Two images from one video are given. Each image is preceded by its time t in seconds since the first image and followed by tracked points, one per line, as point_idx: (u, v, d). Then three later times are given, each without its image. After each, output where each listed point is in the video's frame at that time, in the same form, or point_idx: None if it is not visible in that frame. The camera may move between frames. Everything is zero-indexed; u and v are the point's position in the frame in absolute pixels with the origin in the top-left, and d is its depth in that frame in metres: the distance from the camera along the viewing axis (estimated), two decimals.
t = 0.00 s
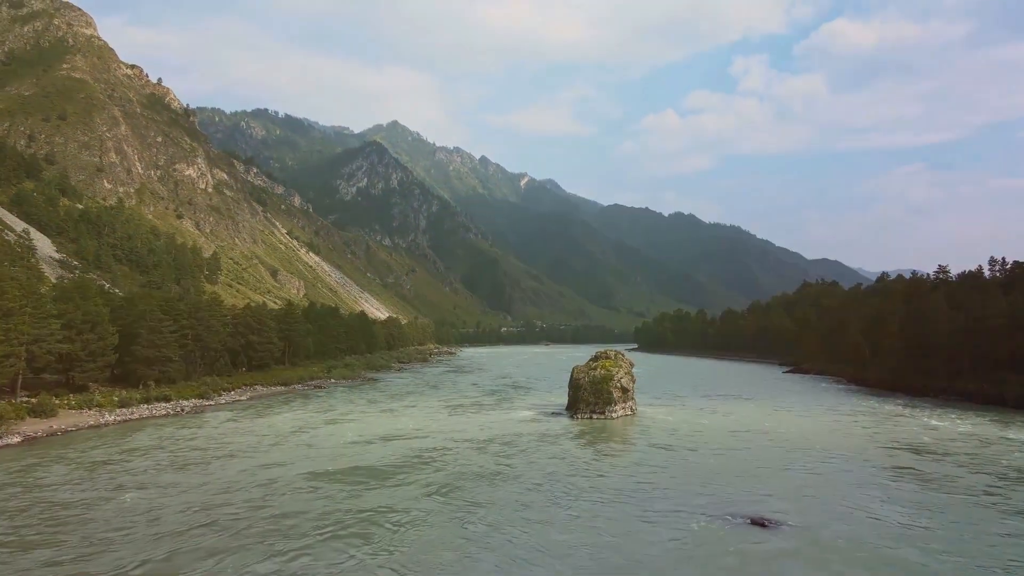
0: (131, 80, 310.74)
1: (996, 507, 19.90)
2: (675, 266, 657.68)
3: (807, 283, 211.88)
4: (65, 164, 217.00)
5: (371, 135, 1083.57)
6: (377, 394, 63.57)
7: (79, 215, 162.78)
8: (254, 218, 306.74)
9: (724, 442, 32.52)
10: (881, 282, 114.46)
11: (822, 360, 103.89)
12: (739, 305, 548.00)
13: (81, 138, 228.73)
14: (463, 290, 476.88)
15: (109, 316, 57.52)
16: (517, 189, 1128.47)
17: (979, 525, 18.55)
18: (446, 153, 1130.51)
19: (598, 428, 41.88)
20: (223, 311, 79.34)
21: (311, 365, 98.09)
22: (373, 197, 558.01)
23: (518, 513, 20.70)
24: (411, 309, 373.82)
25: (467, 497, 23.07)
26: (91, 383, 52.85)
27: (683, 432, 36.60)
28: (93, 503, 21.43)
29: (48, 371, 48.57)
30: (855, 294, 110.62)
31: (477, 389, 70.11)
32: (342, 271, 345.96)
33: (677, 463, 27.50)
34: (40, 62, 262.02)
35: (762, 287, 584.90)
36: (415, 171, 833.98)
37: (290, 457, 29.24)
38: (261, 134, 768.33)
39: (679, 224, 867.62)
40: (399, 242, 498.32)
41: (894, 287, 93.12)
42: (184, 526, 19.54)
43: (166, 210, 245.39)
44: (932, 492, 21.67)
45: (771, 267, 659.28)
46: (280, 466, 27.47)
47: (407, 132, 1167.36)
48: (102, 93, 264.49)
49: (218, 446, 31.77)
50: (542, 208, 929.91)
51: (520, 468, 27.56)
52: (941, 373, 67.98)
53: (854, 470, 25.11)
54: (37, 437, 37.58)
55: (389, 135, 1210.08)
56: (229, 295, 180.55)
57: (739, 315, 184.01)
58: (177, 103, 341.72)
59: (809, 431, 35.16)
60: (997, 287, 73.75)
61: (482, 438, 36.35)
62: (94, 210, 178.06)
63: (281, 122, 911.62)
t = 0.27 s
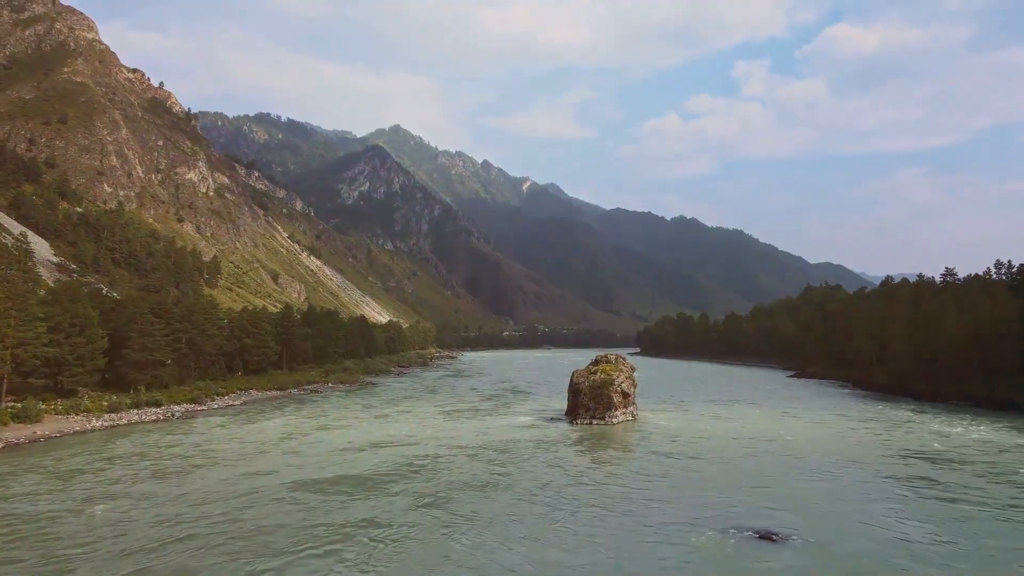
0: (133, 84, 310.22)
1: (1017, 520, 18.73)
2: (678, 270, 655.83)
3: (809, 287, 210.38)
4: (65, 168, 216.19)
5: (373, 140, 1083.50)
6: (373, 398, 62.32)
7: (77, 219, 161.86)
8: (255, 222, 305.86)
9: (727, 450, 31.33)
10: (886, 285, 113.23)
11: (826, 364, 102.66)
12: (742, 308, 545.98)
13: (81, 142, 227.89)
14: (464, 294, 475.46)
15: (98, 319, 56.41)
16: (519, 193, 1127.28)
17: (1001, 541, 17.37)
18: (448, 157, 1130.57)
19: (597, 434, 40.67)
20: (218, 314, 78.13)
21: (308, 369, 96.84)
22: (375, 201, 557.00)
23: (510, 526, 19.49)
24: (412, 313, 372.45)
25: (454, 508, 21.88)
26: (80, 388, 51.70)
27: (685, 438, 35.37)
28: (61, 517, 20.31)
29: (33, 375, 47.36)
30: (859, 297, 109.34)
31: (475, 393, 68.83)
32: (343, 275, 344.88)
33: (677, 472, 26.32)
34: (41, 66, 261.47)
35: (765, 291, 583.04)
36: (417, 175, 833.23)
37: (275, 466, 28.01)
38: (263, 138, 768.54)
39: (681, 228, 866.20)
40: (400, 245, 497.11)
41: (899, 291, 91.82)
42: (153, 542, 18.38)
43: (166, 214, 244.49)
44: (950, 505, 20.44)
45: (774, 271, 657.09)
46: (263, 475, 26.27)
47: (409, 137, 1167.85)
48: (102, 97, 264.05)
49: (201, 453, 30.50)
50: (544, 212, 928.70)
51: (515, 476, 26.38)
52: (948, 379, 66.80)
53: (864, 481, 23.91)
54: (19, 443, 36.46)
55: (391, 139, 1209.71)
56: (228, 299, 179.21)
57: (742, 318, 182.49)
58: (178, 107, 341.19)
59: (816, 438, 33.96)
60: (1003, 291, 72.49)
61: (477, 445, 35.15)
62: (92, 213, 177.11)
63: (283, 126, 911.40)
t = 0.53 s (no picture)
0: (134, 88, 309.91)
1: None
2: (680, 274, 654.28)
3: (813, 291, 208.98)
4: (66, 172, 215.50)
5: (376, 144, 1083.80)
6: (369, 403, 61.09)
7: (76, 223, 160.99)
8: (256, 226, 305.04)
9: (731, 459, 30.11)
10: (892, 289, 111.74)
11: (831, 369, 101.29)
12: (745, 313, 543.96)
13: (82, 146, 227.17)
14: (467, 298, 474.33)
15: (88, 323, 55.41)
16: (522, 196, 1125.88)
17: None
18: (450, 162, 1130.56)
19: (598, 440, 39.50)
20: (214, 317, 77.01)
21: (307, 373, 95.72)
22: (377, 206, 556.50)
23: (502, 540, 18.33)
24: (414, 317, 371.41)
25: (442, 520, 20.70)
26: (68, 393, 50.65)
27: (688, 446, 34.15)
28: (24, 530, 19.16)
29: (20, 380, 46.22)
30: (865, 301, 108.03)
31: (474, 398, 67.58)
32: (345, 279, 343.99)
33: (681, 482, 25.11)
34: (43, 70, 261.11)
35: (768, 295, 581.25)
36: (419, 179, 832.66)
37: (259, 475, 26.83)
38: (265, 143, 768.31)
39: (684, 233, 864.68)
40: (402, 250, 496.22)
41: (905, 294, 90.48)
42: (119, 558, 17.22)
43: (167, 217, 243.68)
44: (970, 519, 19.21)
45: (777, 275, 655.06)
46: (245, 485, 25.09)
47: (411, 141, 1168.60)
48: (104, 101, 263.86)
49: (185, 461, 29.35)
50: (546, 216, 928.15)
51: (509, 486, 25.22)
52: (956, 384, 65.49)
53: (875, 491, 22.70)
54: None
55: (393, 144, 1210.31)
56: (228, 303, 178.24)
57: (745, 322, 181.15)
58: (179, 111, 340.84)
59: (824, 445, 32.75)
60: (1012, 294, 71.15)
61: (472, 452, 33.95)
62: (92, 217, 176.42)
63: (285, 130, 911.61)
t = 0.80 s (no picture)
0: (136, 92, 309.40)
1: None
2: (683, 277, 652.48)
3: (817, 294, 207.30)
4: (66, 175, 214.65)
5: (378, 148, 1083.93)
6: (365, 408, 59.77)
7: (75, 226, 160.11)
8: (257, 229, 304.15)
9: (738, 466, 28.77)
10: (899, 292, 110.20)
11: (836, 372, 99.81)
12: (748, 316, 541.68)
13: (82, 149, 226.30)
14: (469, 302, 473.05)
15: (77, 327, 54.23)
16: (524, 200, 1124.56)
17: None
18: (452, 165, 1130.27)
19: (598, 446, 38.18)
20: (209, 320, 75.77)
21: (304, 377, 94.49)
22: (379, 210, 555.40)
23: (489, 558, 17.02)
24: (415, 321, 370.26)
25: (429, 534, 19.39)
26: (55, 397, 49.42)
27: (692, 452, 32.78)
28: None
29: (4, 384, 45.01)
30: (870, 304, 106.65)
31: (472, 402, 66.17)
32: (347, 283, 342.97)
33: (684, 493, 23.72)
34: (44, 73, 260.57)
35: (771, 298, 579.38)
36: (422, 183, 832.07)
37: (240, 483, 25.52)
38: (267, 146, 768.41)
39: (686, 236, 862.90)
40: (404, 253, 495.26)
41: (912, 296, 89.02)
42: None
43: (167, 221, 242.77)
44: (995, 537, 17.82)
45: (779, 278, 652.61)
46: (224, 494, 23.86)
47: (413, 145, 1168.77)
48: (105, 104, 263.26)
49: (164, 468, 28.00)
50: (549, 220, 927.48)
51: (501, 496, 23.89)
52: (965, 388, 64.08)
53: (891, 504, 21.33)
54: None
55: (395, 147, 1209.41)
56: (227, 306, 177.18)
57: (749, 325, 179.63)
58: (180, 114, 340.31)
59: (834, 452, 31.34)
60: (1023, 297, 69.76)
61: (467, 458, 32.58)
62: (91, 220, 175.47)
63: (288, 134, 911.79)
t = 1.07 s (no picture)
0: (137, 93, 308.74)
1: None
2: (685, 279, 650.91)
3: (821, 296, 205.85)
4: (66, 177, 213.76)
5: (380, 150, 1083.15)
6: (361, 410, 58.64)
7: (73, 227, 159.20)
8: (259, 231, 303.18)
9: (743, 472, 27.60)
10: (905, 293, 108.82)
11: (841, 374, 98.48)
12: (751, 318, 539.80)
13: (83, 150, 225.35)
14: (471, 304, 471.81)
15: (67, 327, 53.10)
16: (527, 202, 1123.08)
17: None
18: (455, 167, 1129.16)
19: (598, 450, 37.03)
20: (204, 322, 74.60)
21: (303, 379, 93.36)
22: (380, 211, 554.55)
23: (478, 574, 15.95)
24: (417, 323, 369.07)
25: (415, 547, 18.21)
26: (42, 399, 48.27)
27: (695, 457, 31.61)
28: None
29: None
30: (876, 305, 105.30)
31: (471, 404, 65.05)
32: (348, 285, 341.98)
33: (687, 502, 22.52)
34: (45, 74, 259.85)
35: (774, 300, 577.59)
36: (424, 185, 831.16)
37: (220, 490, 24.36)
38: (269, 148, 767.90)
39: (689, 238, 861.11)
40: (406, 255, 494.18)
41: (919, 297, 87.65)
42: None
43: (168, 222, 241.86)
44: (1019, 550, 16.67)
45: (782, 280, 650.55)
46: (201, 502, 22.69)
47: (415, 147, 1168.04)
48: (106, 105, 262.43)
49: (146, 474, 26.89)
50: (551, 222, 925.85)
51: (494, 505, 22.72)
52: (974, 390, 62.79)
53: (905, 514, 20.17)
54: None
55: (397, 149, 1209.24)
56: (227, 308, 176.21)
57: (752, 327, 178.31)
58: (182, 115, 339.55)
59: (842, 457, 30.17)
60: None
61: (462, 462, 31.47)
62: (91, 221, 174.50)
63: (290, 136, 911.12)
